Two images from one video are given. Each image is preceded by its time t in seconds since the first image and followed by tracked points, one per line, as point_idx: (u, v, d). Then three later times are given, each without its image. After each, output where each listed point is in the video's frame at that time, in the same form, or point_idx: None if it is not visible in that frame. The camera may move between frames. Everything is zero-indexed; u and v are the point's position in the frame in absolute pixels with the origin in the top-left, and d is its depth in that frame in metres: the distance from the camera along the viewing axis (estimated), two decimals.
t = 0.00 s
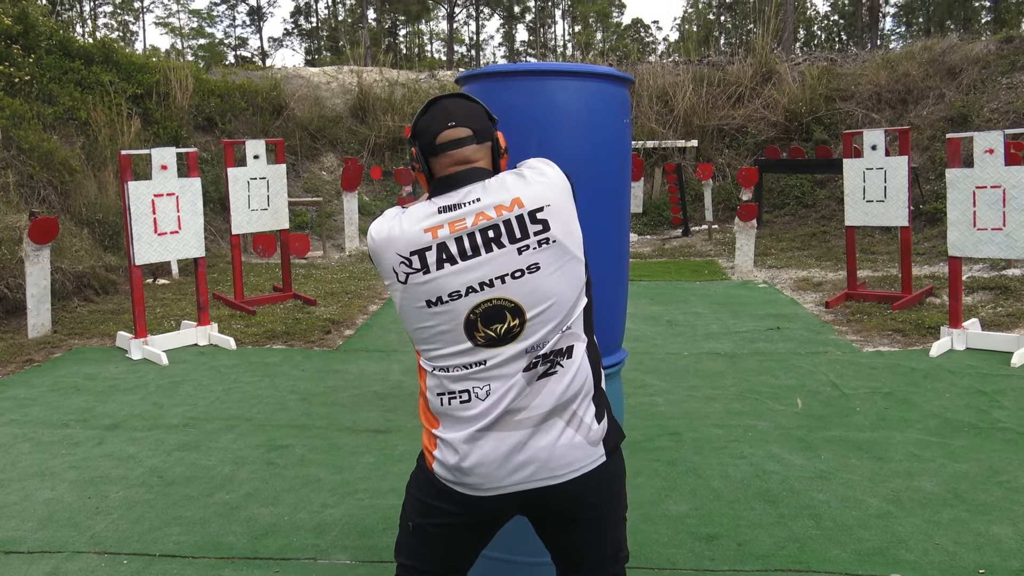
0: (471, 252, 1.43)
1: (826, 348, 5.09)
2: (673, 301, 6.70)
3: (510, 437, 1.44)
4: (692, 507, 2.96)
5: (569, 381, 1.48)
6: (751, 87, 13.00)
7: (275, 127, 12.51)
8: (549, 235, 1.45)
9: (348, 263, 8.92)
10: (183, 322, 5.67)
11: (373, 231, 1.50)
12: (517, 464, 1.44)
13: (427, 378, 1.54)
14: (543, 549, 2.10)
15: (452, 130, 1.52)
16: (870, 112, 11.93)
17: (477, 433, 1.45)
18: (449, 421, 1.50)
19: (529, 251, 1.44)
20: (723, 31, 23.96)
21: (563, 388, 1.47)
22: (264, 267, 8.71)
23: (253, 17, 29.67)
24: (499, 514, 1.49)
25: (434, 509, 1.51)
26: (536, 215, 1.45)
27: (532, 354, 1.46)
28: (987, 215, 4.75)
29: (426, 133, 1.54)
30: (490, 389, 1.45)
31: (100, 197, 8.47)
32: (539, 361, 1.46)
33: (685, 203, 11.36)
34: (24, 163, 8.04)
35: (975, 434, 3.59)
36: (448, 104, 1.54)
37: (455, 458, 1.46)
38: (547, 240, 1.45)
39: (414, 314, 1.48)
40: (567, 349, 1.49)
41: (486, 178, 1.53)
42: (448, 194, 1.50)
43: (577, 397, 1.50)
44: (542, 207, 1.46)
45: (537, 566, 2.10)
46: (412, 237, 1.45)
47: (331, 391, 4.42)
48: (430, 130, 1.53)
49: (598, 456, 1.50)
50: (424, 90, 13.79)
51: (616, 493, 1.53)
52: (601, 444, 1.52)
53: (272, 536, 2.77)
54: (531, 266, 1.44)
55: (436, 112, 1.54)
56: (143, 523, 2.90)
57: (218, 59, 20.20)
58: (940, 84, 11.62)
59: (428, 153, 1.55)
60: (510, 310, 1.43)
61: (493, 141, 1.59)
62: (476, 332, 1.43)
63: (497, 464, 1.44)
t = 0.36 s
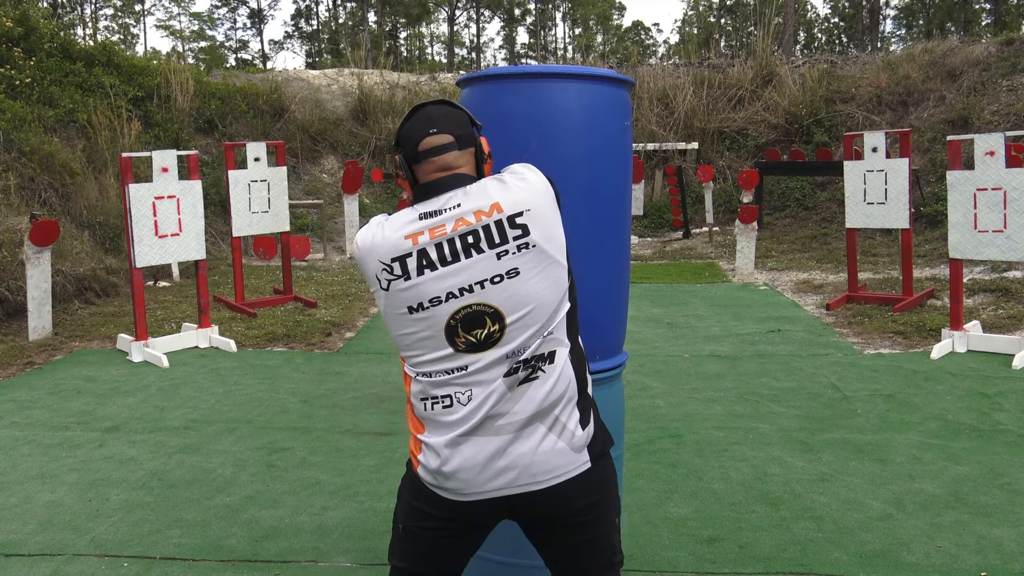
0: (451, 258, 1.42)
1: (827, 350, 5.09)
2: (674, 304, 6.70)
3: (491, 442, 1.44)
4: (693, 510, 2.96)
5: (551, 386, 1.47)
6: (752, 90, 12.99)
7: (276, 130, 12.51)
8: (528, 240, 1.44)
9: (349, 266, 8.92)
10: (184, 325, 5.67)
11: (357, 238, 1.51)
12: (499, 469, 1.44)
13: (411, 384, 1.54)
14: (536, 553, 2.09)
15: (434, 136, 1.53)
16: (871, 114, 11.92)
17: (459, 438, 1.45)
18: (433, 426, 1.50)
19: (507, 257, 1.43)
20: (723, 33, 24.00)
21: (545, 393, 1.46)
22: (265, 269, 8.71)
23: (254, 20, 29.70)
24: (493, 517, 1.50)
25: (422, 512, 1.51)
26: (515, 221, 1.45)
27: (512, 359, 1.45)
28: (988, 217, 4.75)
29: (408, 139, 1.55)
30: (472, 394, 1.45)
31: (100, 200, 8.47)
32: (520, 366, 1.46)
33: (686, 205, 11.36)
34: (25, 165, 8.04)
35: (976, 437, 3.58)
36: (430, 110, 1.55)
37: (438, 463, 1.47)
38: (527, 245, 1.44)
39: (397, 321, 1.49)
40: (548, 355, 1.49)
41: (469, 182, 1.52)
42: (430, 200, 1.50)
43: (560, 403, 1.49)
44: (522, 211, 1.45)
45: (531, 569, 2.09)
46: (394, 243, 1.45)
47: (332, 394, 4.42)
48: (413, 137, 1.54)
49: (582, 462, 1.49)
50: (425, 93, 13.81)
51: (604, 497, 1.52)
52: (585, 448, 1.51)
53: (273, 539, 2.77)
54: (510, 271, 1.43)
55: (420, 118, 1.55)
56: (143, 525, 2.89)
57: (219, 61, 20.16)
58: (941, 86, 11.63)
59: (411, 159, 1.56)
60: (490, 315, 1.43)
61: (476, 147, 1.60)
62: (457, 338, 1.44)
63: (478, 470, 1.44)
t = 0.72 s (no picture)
0: (443, 260, 1.42)
1: (828, 351, 5.08)
2: (675, 305, 6.70)
3: (485, 443, 1.44)
4: (694, 511, 2.95)
5: (544, 388, 1.47)
6: (752, 91, 12.99)
7: (277, 131, 12.52)
8: (521, 243, 1.45)
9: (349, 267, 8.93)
10: (185, 326, 5.67)
11: (352, 241, 1.51)
12: (492, 469, 1.44)
13: (406, 385, 1.54)
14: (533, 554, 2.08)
15: (427, 138, 1.52)
16: (872, 115, 11.92)
17: (452, 439, 1.45)
18: (426, 428, 1.50)
19: (500, 259, 1.43)
20: (724, 34, 24.02)
21: (538, 395, 1.46)
22: (266, 271, 8.72)
23: (254, 22, 29.72)
24: (492, 516, 1.50)
25: (418, 513, 1.52)
26: (507, 223, 1.45)
27: (505, 361, 1.45)
28: (990, 218, 4.74)
29: (403, 142, 1.54)
30: (464, 396, 1.45)
31: (101, 201, 8.48)
32: (514, 368, 1.46)
33: (686, 206, 11.36)
34: (26, 167, 8.05)
35: (978, 438, 3.58)
36: (424, 113, 1.54)
37: (432, 465, 1.47)
38: (519, 247, 1.44)
39: (392, 323, 1.49)
40: (542, 356, 1.48)
41: (462, 185, 1.52)
42: (424, 203, 1.50)
43: (553, 404, 1.49)
44: (514, 214, 1.45)
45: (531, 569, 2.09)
46: (387, 246, 1.46)
47: (332, 395, 4.42)
48: (407, 140, 1.54)
49: (575, 462, 1.49)
50: (425, 94, 13.82)
51: (599, 498, 1.51)
52: (578, 450, 1.51)
53: (274, 541, 2.77)
54: (503, 273, 1.43)
55: (413, 121, 1.54)
56: (144, 527, 2.89)
57: (220, 63, 20.13)
58: (941, 87, 11.63)
59: (405, 162, 1.55)
60: (483, 317, 1.42)
61: (470, 149, 1.59)
62: (450, 340, 1.44)
63: (472, 471, 1.44)
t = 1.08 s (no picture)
0: (449, 259, 1.43)
1: (829, 352, 5.08)
2: (676, 305, 6.70)
3: (491, 442, 1.44)
4: (695, 512, 2.95)
5: (550, 387, 1.47)
6: (754, 91, 12.98)
7: (278, 131, 12.52)
8: (526, 242, 1.45)
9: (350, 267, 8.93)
10: (186, 326, 5.67)
11: (355, 242, 1.51)
12: (499, 468, 1.44)
13: (410, 386, 1.54)
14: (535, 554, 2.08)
15: (431, 138, 1.53)
16: (873, 115, 11.92)
17: (458, 438, 1.45)
18: (431, 428, 1.50)
19: (506, 258, 1.43)
20: (725, 35, 24.00)
21: (543, 394, 1.46)
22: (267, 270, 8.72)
23: (256, 22, 29.74)
24: (494, 516, 1.49)
25: (421, 513, 1.51)
26: (512, 223, 1.45)
27: (511, 360, 1.45)
28: (991, 218, 4.74)
29: (405, 142, 1.55)
30: (470, 395, 1.45)
31: (103, 201, 8.49)
32: (519, 367, 1.46)
33: (688, 206, 11.35)
34: (27, 167, 8.05)
35: (979, 439, 3.57)
36: (426, 113, 1.55)
37: (438, 464, 1.46)
38: (524, 247, 1.45)
39: (396, 324, 1.49)
40: (547, 355, 1.48)
41: (465, 185, 1.53)
42: (428, 203, 1.50)
43: (558, 403, 1.49)
44: (519, 214, 1.46)
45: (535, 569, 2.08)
46: (392, 246, 1.46)
47: (333, 395, 4.42)
48: (410, 140, 1.54)
49: (580, 461, 1.49)
50: (426, 94, 13.84)
51: (603, 497, 1.52)
52: (584, 448, 1.51)
53: (275, 541, 2.77)
54: (508, 273, 1.43)
55: (416, 121, 1.55)
56: (145, 527, 2.89)
57: (222, 63, 20.13)
58: (943, 87, 11.62)
59: (408, 162, 1.55)
60: (488, 316, 1.42)
61: (473, 149, 1.59)
62: (455, 339, 1.43)
63: (478, 469, 1.43)
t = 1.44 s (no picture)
0: (444, 259, 1.42)
1: (829, 350, 5.08)
2: (676, 304, 6.70)
3: (487, 441, 1.44)
4: (695, 511, 2.95)
5: (546, 385, 1.47)
6: (754, 89, 12.98)
7: (278, 130, 12.52)
8: (520, 241, 1.45)
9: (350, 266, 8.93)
10: (185, 325, 5.67)
11: (351, 243, 1.51)
12: (495, 467, 1.43)
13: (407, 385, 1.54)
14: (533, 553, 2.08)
15: (425, 138, 1.52)
16: (873, 114, 11.92)
17: (455, 438, 1.45)
18: (428, 427, 1.50)
19: (501, 257, 1.43)
20: (725, 33, 23.99)
21: (539, 392, 1.46)
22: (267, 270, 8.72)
23: (255, 21, 29.72)
24: (491, 516, 1.50)
25: (416, 512, 1.51)
26: (507, 222, 1.45)
27: (506, 359, 1.45)
28: (991, 217, 4.74)
29: (400, 143, 1.55)
30: (466, 395, 1.44)
31: (103, 200, 8.49)
32: (515, 365, 1.45)
33: (688, 205, 11.35)
34: (27, 167, 8.05)
35: (979, 437, 3.57)
36: (422, 113, 1.55)
37: (434, 463, 1.46)
38: (519, 246, 1.44)
39: (392, 323, 1.49)
40: (543, 353, 1.48)
41: (460, 185, 1.52)
42: (423, 203, 1.50)
43: (555, 401, 1.49)
44: (513, 213, 1.45)
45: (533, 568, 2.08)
46: (387, 245, 1.46)
47: (333, 395, 4.41)
48: (405, 141, 1.54)
49: (577, 459, 1.49)
50: (426, 93, 13.84)
51: (600, 495, 1.51)
52: (580, 447, 1.51)
53: (275, 540, 2.77)
54: (503, 271, 1.43)
55: (411, 122, 1.54)
56: (145, 526, 2.89)
57: (222, 62, 20.07)
58: (943, 86, 11.63)
59: (403, 162, 1.55)
60: (484, 315, 1.42)
61: (467, 149, 1.59)
62: (452, 338, 1.43)
63: (475, 469, 1.43)
